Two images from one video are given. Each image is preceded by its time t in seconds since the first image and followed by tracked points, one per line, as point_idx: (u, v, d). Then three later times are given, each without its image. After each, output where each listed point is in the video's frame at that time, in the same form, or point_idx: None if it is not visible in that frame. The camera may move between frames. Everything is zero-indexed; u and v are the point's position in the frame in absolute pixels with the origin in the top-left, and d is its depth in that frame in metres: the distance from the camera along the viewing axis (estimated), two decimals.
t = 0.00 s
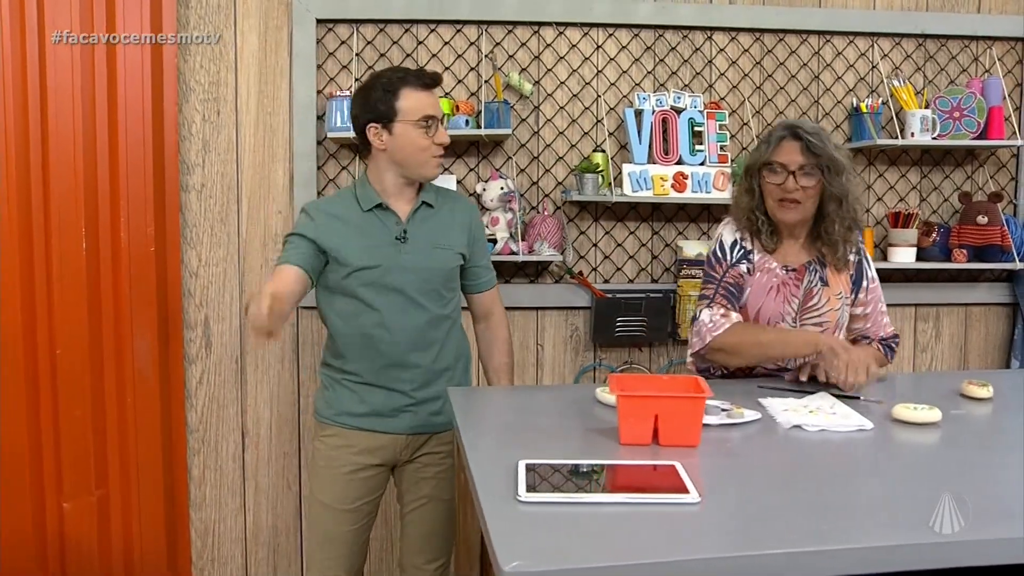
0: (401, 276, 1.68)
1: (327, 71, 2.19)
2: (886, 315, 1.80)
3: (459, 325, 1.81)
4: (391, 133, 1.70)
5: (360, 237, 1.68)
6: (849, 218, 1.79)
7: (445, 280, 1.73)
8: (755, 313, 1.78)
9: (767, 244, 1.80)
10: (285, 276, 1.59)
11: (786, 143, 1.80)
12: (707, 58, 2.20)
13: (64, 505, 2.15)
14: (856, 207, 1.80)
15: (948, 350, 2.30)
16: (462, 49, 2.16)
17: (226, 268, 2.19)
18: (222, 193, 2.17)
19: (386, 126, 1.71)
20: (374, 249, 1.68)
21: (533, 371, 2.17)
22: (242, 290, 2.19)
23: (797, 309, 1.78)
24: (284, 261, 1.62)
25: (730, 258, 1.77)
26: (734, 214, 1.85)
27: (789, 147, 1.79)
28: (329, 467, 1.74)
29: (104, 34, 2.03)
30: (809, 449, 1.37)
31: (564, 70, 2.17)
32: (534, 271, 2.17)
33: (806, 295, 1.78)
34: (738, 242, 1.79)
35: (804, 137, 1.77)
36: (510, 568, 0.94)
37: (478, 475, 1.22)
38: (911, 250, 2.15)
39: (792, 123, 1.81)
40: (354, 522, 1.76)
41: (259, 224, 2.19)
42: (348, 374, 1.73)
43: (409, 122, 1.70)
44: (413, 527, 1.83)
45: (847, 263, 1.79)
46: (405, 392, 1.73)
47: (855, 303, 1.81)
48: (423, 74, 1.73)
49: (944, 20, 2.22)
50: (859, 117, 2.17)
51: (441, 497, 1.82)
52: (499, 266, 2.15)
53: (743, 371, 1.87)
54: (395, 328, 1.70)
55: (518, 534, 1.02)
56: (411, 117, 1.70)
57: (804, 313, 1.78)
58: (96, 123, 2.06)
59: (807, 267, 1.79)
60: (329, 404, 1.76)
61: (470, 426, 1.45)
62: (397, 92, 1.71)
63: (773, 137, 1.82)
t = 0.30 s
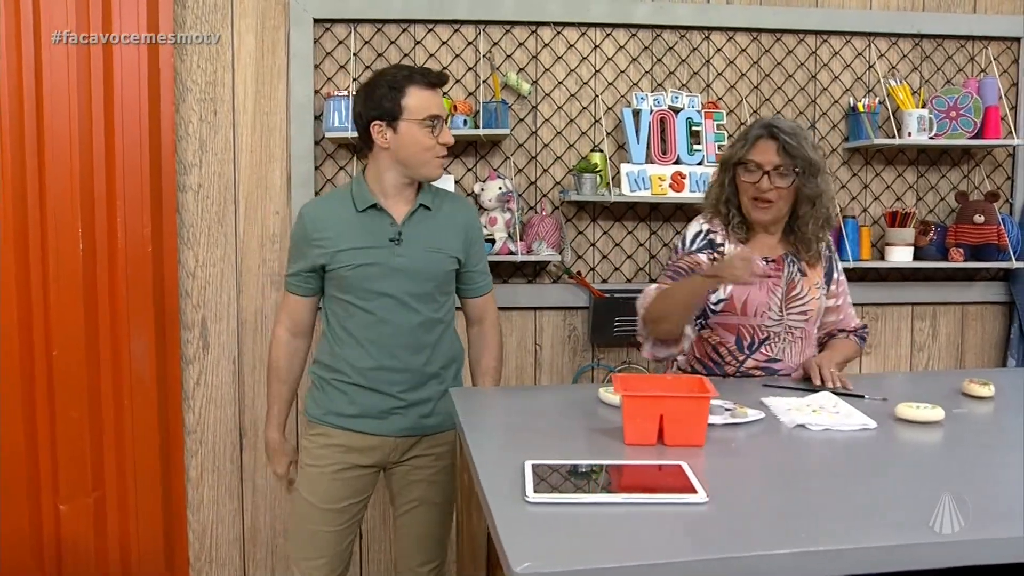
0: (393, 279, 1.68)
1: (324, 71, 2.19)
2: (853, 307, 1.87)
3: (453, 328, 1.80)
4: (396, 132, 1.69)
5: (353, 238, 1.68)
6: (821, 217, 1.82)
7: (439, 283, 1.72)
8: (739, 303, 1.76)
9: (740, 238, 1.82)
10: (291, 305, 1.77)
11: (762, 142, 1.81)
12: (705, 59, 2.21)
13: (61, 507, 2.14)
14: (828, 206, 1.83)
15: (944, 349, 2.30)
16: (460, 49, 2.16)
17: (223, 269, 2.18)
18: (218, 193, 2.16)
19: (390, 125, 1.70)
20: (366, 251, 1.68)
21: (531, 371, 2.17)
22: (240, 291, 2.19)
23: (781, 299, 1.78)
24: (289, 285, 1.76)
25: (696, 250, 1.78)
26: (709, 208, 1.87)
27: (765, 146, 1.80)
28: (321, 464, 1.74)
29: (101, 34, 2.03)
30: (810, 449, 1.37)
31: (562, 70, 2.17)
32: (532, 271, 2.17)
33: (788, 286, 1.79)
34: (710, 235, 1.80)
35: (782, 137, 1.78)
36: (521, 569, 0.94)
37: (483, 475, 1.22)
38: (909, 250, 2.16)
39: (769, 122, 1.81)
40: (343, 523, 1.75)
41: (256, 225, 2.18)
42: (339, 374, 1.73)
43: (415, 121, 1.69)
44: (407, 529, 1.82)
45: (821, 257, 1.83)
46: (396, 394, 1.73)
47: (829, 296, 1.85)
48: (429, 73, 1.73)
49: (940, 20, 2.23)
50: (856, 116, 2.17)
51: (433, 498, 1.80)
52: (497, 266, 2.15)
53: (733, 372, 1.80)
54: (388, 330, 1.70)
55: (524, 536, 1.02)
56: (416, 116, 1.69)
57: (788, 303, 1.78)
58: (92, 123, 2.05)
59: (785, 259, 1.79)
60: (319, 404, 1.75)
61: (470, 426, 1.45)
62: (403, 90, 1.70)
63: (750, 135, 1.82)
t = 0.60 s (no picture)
0: (353, 282, 1.63)
1: (322, 71, 2.18)
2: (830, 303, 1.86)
3: (425, 333, 1.72)
4: (361, 131, 1.64)
5: (315, 239, 1.64)
6: (804, 228, 1.81)
7: (402, 287, 1.65)
8: (725, 304, 1.77)
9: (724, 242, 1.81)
10: (264, 307, 1.74)
11: (750, 152, 1.79)
12: (703, 59, 2.21)
13: (58, 509, 2.14)
14: (811, 217, 1.82)
15: (941, 350, 2.31)
16: (458, 50, 2.16)
17: (221, 269, 2.17)
18: (216, 193, 2.15)
19: (356, 123, 1.65)
20: (327, 253, 1.64)
21: (530, 371, 2.17)
22: (237, 292, 2.18)
23: (766, 301, 1.79)
24: (263, 286, 1.72)
25: (677, 243, 1.77)
26: (694, 211, 1.86)
27: (753, 157, 1.78)
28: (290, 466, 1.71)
29: (98, 34, 2.02)
30: (811, 451, 1.38)
31: (560, 70, 2.17)
32: (530, 272, 2.17)
33: (772, 286, 1.80)
34: (694, 234, 1.79)
35: (770, 149, 1.76)
36: (532, 570, 0.95)
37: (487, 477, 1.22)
38: (905, 250, 2.17)
39: (759, 132, 1.80)
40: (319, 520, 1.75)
41: (254, 225, 2.17)
42: (305, 378, 1.70)
43: (380, 119, 1.64)
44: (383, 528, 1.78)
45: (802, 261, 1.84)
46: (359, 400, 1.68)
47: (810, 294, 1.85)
48: (397, 70, 1.67)
49: (937, 21, 2.24)
50: (853, 117, 2.18)
51: (409, 504, 1.75)
52: (495, 266, 2.15)
53: (725, 373, 1.81)
54: (350, 333, 1.65)
55: (531, 538, 1.03)
56: (383, 114, 1.64)
57: (773, 303, 1.79)
58: (89, 124, 2.05)
59: (766, 260, 1.81)
60: (289, 408, 1.72)
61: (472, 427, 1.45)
62: (369, 87, 1.65)
63: (738, 144, 1.81)
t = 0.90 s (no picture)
0: (290, 288, 1.51)
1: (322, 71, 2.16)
2: (824, 291, 1.82)
3: (366, 341, 1.59)
4: (294, 138, 1.50)
5: (251, 244, 1.52)
6: (800, 221, 1.82)
7: (340, 290, 1.52)
8: (726, 310, 1.77)
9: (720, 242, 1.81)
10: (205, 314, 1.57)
11: (745, 147, 1.79)
12: (703, 60, 2.21)
13: (57, 511, 2.13)
14: (807, 210, 1.83)
15: (940, 350, 2.32)
16: (459, 50, 2.16)
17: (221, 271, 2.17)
18: (216, 194, 2.15)
19: (288, 129, 1.50)
20: (262, 256, 1.51)
21: (530, 372, 2.17)
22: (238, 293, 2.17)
23: (761, 302, 1.79)
24: (200, 294, 1.57)
25: (681, 244, 1.78)
26: (689, 211, 1.85)
27: (748, 152, 1.78)
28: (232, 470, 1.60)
29: (98, 34, 2.02)
30: (814, 451, 1.38)
31: (561, 70, 2.17)
32: (531, 272, 2.17)
33: (766, 285, 1.80)
34: (695, 236, 1.80)
35: (765, 143, 1.76)
36: (541, 571, 0.96)
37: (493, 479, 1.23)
38: (905, 250, 2.17)
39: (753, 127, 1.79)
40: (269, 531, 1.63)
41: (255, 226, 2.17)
42: (245, 384, 1.58)
43: (313, 127, 1.49)
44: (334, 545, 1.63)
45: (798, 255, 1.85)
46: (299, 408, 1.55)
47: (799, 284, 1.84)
48: (335, 76, 1.53)
49: (937, 22, 2.24)
50: (853, 117, 2.18)
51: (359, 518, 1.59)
52: (496, 266, 2.15)
53: (726, 375, 1.82)
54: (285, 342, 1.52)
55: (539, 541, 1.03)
56: (317, 121, 1.49)
57: (769, 304, 1.80)
58: (89, 124, 2.04)
59: (760, 258, 1.81)
60: (231, 415, 1.62)
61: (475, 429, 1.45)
62: (304, 92, 1.49)
63: (732, 140, 1.80)
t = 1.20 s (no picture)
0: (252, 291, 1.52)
1: (333, 72, 2.16)
2: (834, 291, 1.81)
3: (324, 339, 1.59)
4: (247, 138, 1.50)
5: (209, 249, 1.52)
6: (805, 209, 1.84)
7: (302, 289, 1.54)
8: (734, 309, 1.77)
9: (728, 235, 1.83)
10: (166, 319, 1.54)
11: (745, 135, 1.84)
12: (714, 60, 2.21)
13: (69, 510, 2.14)
14: (811, 198, 1.85)
15: (952, 350, 2.31)
16: (469, 50, 2.16)
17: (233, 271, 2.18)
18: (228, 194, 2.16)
19: (242, 129, 1.51)
20: (222, 261, 1.51)
21: (541, 372, 2.17)
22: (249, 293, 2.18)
23: (771, 301, 1.79)
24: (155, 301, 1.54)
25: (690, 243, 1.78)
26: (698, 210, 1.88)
27: (745, 138, 1.83)
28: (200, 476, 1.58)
29: (110, 34, 2.03)
30: (827, 452, 1.38)
31: (571, 70, 2.17)
32: (541, 272, 2.17)
33: (777, 285, 1.80)
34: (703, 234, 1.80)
35: (760, 127, 1.82)
36: (560, 572, 0.96)
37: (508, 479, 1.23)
38: (916, 250, 2.16)
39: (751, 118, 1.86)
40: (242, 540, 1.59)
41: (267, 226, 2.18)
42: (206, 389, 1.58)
43: (267, 126, 1.49)
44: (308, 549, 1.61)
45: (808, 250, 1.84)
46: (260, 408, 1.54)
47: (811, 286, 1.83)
48: (286, 73, 1.53)
49: (949, 21, 2.24)
50: (864, 117, 2.18)
51: (328, 517, 1.56)
52: (506, 266, 2.15)
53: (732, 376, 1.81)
54: (247, 344, 1.53)
55: (556, 541, 1.03)
56: (270, 120, 1.50)
57: (778, 304, 1.79)
58: (101, 125, 2.05)
59: (771, 259, 1.81)
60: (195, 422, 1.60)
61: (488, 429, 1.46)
62: (256, 92, 1.50)
63: (730, 130, 1.87)
